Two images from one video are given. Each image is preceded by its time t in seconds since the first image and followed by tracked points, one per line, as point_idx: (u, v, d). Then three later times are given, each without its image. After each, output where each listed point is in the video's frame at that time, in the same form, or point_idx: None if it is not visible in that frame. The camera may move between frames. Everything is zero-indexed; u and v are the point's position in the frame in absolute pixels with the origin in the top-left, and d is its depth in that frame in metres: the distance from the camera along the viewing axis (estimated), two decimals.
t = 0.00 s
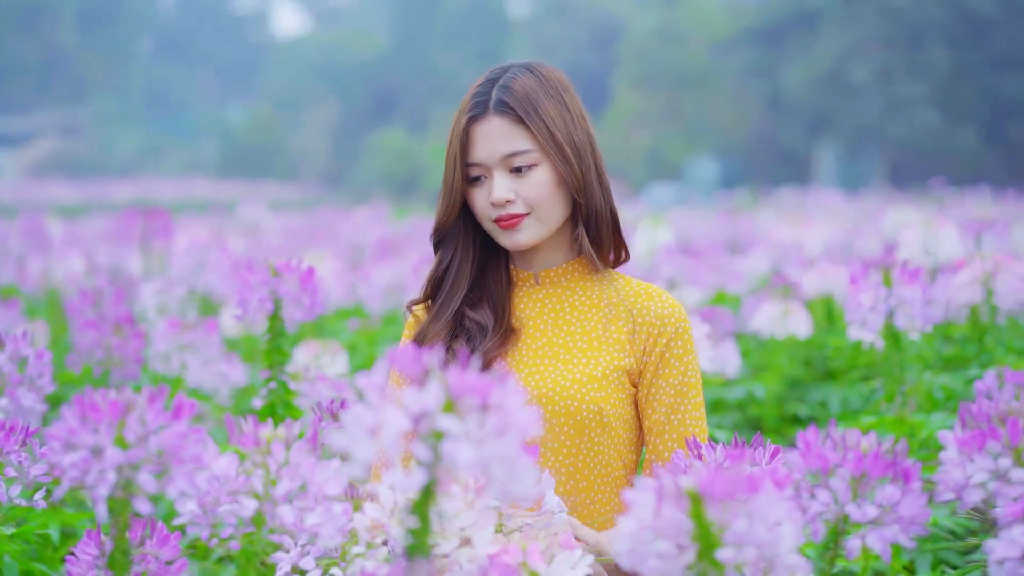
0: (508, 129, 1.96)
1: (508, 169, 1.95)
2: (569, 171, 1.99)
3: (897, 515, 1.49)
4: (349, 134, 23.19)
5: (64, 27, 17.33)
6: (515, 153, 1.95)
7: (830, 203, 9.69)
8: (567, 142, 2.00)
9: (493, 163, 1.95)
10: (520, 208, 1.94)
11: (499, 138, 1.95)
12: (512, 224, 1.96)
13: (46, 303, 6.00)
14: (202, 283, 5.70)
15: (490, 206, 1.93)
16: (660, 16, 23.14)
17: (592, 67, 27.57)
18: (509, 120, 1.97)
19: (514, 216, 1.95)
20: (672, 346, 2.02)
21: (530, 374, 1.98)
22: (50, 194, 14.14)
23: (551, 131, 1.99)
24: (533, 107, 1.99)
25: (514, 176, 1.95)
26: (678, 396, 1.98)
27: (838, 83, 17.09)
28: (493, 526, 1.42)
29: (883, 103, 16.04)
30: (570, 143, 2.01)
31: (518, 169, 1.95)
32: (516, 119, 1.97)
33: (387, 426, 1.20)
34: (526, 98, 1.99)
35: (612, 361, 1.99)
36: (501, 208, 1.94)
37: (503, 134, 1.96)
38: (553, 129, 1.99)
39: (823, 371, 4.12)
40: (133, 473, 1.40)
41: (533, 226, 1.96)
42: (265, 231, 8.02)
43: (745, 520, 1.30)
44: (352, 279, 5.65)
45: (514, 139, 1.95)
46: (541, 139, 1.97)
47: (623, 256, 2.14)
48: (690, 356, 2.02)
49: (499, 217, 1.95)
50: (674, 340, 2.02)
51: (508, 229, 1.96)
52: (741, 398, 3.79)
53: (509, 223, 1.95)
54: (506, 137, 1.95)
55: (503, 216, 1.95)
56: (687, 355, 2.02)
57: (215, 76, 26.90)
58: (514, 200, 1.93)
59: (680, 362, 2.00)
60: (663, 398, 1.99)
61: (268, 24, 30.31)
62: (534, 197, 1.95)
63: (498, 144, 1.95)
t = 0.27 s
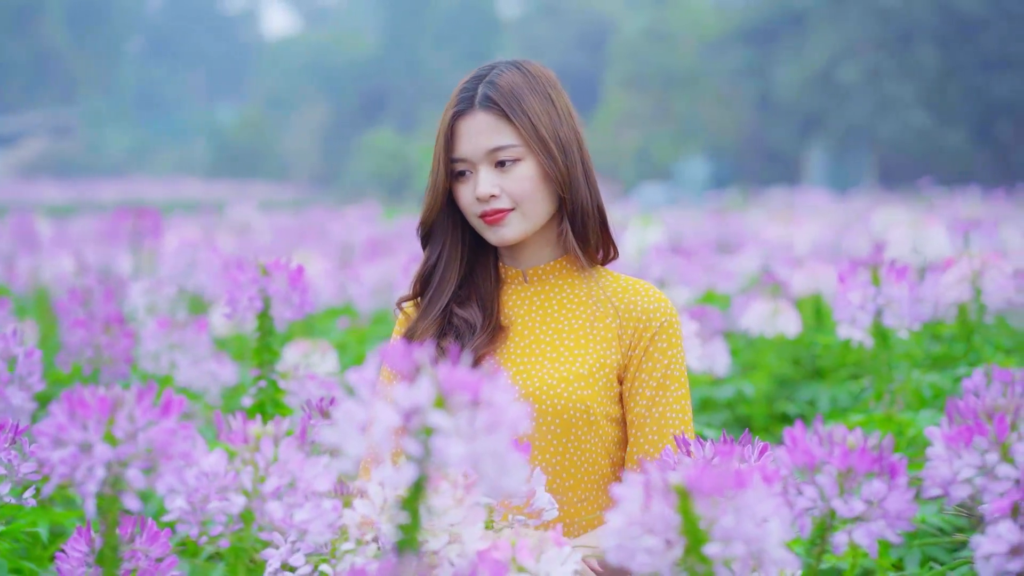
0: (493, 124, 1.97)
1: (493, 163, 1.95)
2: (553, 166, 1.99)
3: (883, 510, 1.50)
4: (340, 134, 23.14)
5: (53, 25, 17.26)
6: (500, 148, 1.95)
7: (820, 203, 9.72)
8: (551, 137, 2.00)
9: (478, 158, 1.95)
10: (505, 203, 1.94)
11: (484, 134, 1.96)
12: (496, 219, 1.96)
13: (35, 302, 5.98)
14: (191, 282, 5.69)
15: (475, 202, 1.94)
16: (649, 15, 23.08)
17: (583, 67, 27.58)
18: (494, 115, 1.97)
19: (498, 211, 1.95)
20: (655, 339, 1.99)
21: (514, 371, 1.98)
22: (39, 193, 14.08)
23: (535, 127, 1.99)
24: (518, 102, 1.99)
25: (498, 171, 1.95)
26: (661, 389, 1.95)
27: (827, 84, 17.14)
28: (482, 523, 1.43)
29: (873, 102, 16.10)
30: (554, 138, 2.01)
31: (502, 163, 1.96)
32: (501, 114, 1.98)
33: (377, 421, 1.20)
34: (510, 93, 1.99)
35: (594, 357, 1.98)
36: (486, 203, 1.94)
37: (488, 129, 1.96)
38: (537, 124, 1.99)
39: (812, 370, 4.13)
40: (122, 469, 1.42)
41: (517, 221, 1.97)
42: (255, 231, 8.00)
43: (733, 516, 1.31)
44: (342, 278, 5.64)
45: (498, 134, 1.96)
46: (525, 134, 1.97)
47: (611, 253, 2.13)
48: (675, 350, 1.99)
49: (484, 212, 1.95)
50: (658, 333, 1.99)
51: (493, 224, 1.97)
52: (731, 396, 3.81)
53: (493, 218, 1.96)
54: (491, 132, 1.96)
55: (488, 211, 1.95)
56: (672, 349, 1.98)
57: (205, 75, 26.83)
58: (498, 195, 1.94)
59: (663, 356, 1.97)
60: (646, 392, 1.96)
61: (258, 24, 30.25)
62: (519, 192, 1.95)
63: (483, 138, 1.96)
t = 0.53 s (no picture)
0: (479, 118, 1.98)
1: (478, 159, 1.97)
2: (537, 162, 1.98)
3: (870, 507, 1.51)
4: (330, 134, 23.15)
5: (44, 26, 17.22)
6: (485, 143, 1.96)
7: (809, 204, 9.76)
8: (538, 133, 2.00)
9: (465, 153, 1.96)
10: (490, 198, 1.95)
11: (470, 129, 1.97)
12: (481, 214, 1.97)
13: (25, 302, 5.97)
14: (183, 282, 5.69)
15: (461, 196, 1.95)
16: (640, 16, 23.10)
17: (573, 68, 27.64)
18: (481, 111, 1.98)
19: (484, 206, 1.96)
20: (640, 331, 1.98)
21: (500, 366, 1.99)
22: (29, 194, 14.04)
23: (520, 121, 1.98)
24: (504, 97, 1.99)
25: (483, 167, 1.96)
26: (643, 381, 1.95)
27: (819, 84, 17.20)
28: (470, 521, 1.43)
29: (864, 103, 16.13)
30: (541, 134, 2.00)
31: (488, 158, 1.96)
32: (486, 110, 1.98)
33: (368, 418, 1.20)
34: (497, 88, 1.99)
35: (579, 350, 1.99)
36: (472, 198, 1.95)
37: (474, 124, 1.97)
38: (523, 120, 1.99)
39: (802, 369, 4.14)
40: (112, 465, 1.42)
41: (503, 216, 1.97)
42: (246, 231, 7.99)
43: (718, 512, 1.33)
44: (334, 278, 5.63)
45: (484, 129, 1.96)
46: (510, 129, 1.97)
47: (599, 251, 2.13)
48: (660, 342, 1.98)
49: (470, 207, 1.96)
50: (642, 326, 1.99)
51: (479, 218, 1.97)
52: (721, 395, 3.82)
53: (479, 213, 1.97)
54: (476, 127, 1.97)
55: (473, 206, 1.96)
56: (657, 340, 1.98)
57: (196, 77, 26.85)
58: (484, 190, 1.95)
59: (647, 348, 1.97)
60: (630, 384, 1.96)
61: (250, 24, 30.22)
62: (503, 187, 1.95)
63: (469, 133, 1.97)
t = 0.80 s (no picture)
0: (467, 116, 1.98)
1: (465, 156, 1.97)
2: (524, 159, 1.98)
3: (860, 505, 1.51)
4: (324, 136, 23.17)
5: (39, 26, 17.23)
6: (472, 140, 1.96)
7: (802, 205, 9.78)
8: (525, 132, 1.99)
9: (452, 150, 1.97)
10: (477, 195, 1.95)
11: (458, 127, 1.97)
12: (468, 211, 1.97)
13: (19, 303, 5.97)
14: (176, 281, 5.69)
15: (448, 193, 1.95)
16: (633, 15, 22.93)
17: (567, 69, 27.66)
18: (469, 108, 1.98)
19: (470, 204, 1.96)
20: (624, 328, 1.98)
21: (486, 363, 1.99)
22: (22, 194, 14.04)
23: (507, 119, 1.98)
24: (492, 95, 2.00)
25: (471, 163, 1.96)
26: (626, 377, 1.94)
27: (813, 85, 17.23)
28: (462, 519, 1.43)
29: (858, 103, 16.17)
30: (528, 133, 2.00)
31: (474, 155, 1.96)
32: (474, 108, 1.99)
33: (358, 415, 1.20)
34: (485, 86, 2.00)
35: (563, 348, 1.98)
36: (458, 194, 1.95)
37: (461, 122, 1.98)
38: (511, 117, 1.98)
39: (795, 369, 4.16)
40: (103, 463, 1.42)
41: (489, 213, 1.96)
42: (240, 232, 8.00)
43: (707, 510, 1.33)
44: (328, 279, 5.62)
45: (471, 127, 1.97)
46: (497, 126, 1.97)
47: (589, 252, 2.12)
48: (645, 339, 1.97)
49: (456, 204, 1.96)
50: (627, 323, 1.98)
51: (465, 216, 1.97)
52: (714, 396, 3.84)
53: (465, 210, 1.96)
54: (464, 125, 1.97)
55: (460, 203, 1.96)
56: (642, 337, 1.97)
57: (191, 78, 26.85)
58: (470, 186, 1.94)
59: (632, 346, 1.96)
60: (613, 381, 1.95)
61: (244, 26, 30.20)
62: (490, 184, 1.95)
63: (456, 130, 1.97)
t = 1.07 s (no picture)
0: (456, 114, 1.99)
1: (453, 154, 1.97)
2: (511, 157, 1.97)
3: (846, 503, 1.53)
4: (320, 136, 23.16)
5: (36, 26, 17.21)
6: (460, 138, 1.96)
7: (796, 205, 9.81)
8: (513, 131, 1.99)
9: (440, 148, 1.97)
10: (464, 192, 1.95)
11: (446, 125, 1.98)
12: (455, 209, 1.97)
13: (14, 302, 5.96)
14: (171, 281, 5.68)
15: (436, 190, 1.96)
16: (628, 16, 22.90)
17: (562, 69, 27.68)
18: (457, 107, 1.99)
19: (457, 201, 1.96)
20: (608, 326, 1.98)
21: (472, 363, 1.99)
22: (18, 194, 14.02)
23: (496, 118, 1.98)
24: (480, 94, 2.00)
25: (458, 160, 1.96)
26: (609, 375, 1.94)
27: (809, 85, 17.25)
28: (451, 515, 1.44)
29: (853, 103, 16.20)
30: (516, 131, 2.00)
31: (462, 152, 1.96)
32: (463, 106, 1.99)
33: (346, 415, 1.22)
34: (474, 85, 2.00)
35: (550, 346, 1.99)
36: (446, 191, 1.96)
37: (450, 120, 1.98)
38: (499, 116, 1.98)
39: (787, 368, 4.17)
40: (94, 462, 1.43)
41: (476, 211, 1.96)
42: (235, 231, 8.00)
43: (694, 508, 1.34)
44: (322, 278, 5.62)
45: (460, 125, 1.97)
46: (485, 125, 1.97)
47: (578, 252, 2.12)
48: (630, 337, 1.97)
49: (444, 201, 1.97)
50: (611, 321, 1.98)
51: (452, 213, 1.97)
52: (707, 395, 3.85)
53: (452, 208, 1.97)
54: (452, 123, 1.98)
55: (447, 200, 1.96)
56: (627, 336, 1.97)
57: (186, 77, 26.82)
58: (457, 184, 1.94)
59: (616, 345, 1.96)
60: (595, 378, 1.95)
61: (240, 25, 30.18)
62: (477, 182, 1.95)
63: (445, 128, 1.98)
